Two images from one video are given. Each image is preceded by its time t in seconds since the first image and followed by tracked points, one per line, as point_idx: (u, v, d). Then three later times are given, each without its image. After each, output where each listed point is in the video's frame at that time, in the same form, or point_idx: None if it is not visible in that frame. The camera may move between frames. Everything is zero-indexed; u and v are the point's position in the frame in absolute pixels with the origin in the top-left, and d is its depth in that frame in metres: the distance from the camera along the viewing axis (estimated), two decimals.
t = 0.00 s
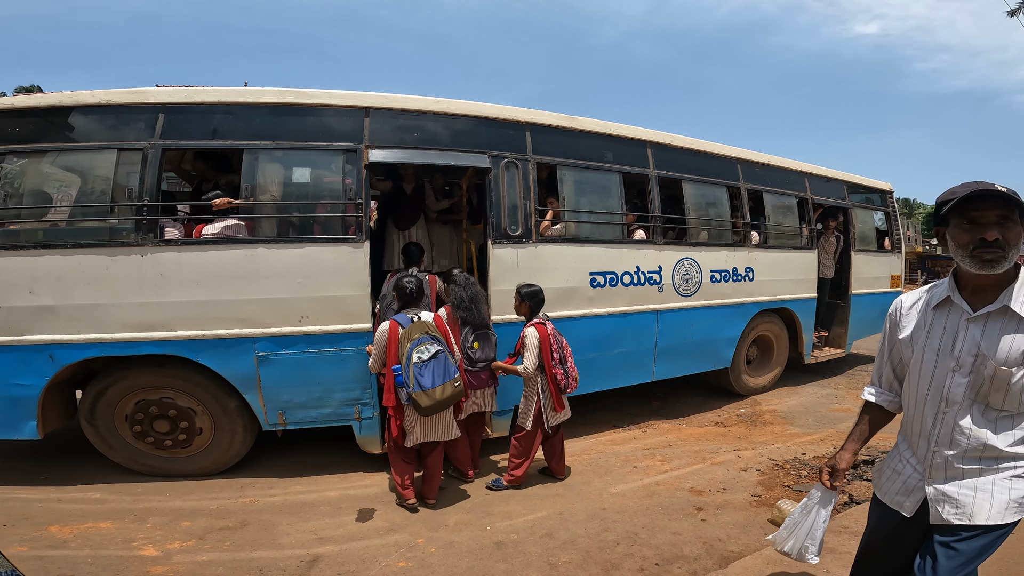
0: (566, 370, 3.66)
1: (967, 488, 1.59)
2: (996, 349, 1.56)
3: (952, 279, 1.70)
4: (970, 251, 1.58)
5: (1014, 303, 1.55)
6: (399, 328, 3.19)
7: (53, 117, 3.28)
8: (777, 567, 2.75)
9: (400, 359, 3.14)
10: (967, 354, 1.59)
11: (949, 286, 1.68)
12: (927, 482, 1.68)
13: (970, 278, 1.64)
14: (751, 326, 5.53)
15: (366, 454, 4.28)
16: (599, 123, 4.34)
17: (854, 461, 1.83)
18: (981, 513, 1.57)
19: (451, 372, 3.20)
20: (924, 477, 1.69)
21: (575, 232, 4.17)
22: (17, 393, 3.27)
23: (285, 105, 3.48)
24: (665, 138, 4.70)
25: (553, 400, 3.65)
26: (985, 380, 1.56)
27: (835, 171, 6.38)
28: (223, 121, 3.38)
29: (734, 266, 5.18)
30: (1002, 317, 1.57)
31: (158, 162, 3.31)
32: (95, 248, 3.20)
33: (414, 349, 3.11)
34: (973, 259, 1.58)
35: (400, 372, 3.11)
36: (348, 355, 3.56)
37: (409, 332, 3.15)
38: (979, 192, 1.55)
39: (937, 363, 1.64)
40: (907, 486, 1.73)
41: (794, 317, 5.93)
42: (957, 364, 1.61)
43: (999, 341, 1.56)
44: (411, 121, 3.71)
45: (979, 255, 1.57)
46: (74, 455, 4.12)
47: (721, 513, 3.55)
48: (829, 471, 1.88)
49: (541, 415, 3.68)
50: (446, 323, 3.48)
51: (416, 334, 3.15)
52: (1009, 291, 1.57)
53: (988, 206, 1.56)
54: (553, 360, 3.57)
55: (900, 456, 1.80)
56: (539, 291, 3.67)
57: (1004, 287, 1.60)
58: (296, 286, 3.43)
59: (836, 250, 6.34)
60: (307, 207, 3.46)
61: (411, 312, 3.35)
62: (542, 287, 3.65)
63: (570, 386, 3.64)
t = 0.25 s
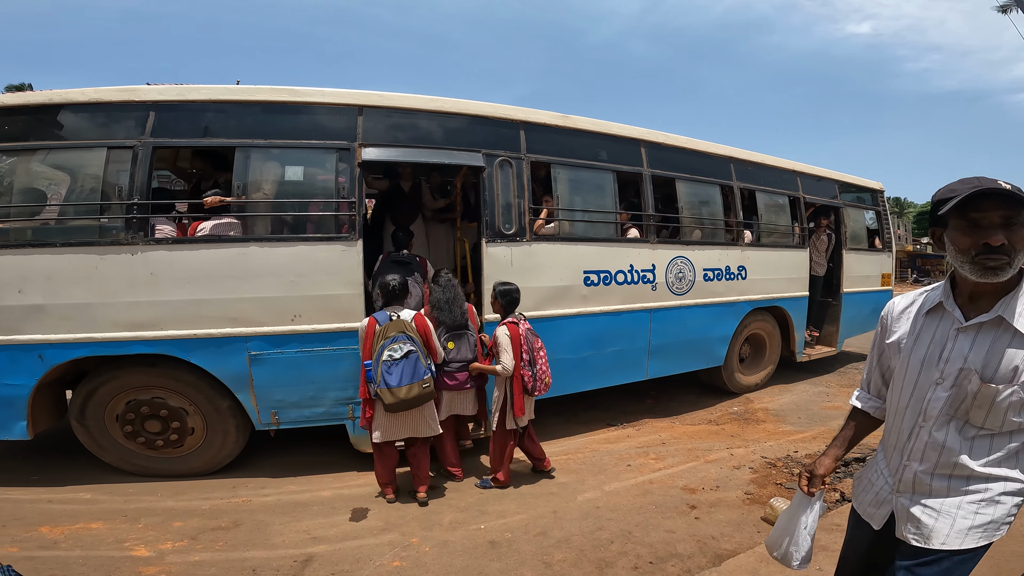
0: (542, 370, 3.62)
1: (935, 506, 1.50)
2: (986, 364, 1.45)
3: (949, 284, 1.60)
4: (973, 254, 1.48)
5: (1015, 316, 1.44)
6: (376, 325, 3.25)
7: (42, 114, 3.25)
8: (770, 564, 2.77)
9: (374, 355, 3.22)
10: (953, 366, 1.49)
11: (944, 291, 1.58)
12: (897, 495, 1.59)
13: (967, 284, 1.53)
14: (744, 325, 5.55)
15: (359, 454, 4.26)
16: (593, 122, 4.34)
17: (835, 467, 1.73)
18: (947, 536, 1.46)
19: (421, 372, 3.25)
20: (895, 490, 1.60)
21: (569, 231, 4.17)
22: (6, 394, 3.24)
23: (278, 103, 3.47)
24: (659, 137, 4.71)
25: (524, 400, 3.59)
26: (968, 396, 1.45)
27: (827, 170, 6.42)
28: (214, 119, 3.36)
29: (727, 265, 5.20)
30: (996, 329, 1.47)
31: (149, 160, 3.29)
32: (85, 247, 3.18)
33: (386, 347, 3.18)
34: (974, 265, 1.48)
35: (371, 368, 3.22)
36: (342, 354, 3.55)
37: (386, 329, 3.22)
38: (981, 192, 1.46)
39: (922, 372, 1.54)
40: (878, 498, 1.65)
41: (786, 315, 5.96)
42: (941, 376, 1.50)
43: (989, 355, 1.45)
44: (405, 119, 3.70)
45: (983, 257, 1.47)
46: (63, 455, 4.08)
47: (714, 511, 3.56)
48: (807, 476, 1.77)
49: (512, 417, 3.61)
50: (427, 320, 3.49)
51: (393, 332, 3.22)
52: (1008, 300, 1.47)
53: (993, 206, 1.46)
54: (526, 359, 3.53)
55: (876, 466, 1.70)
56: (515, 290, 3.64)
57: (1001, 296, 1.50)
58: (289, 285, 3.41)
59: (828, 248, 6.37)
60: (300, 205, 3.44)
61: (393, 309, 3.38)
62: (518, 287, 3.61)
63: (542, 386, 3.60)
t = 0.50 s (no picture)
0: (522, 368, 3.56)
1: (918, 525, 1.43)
2: (996, 393, 1.34)
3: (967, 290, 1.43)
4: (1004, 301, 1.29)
5: None
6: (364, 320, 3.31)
7: (30, 113, 3.22)
8: (762, 562, 2.78)
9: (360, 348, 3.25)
10: (960, 391, 1.36)
11: (960, 304, 1.41)
12: (881, 510, 1.51)
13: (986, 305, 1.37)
14: (736, 323, 5.57)
15: (351, 453, 4.25)
16: (586, 120, 4.34)
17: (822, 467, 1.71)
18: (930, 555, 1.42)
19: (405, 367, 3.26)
20: (877, 502, 1.52)
21: (562, 229, 4.17)
22: None
23: (269, 101, 3.45)
24: (651, 136, 4.72)
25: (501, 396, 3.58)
26: (972, 426, 1.35)
27: (818, 169, 6.45)
28: (204, 117, 3.34)
29: (719, 264, 5.22)
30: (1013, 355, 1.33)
31: (138, 159, 3.27)
32: (73, 246, 3.15)
33: (372, 342, 3.20)
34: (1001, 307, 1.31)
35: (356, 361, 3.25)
36: (335, 354, 3.54)
37: (374, 324, 3.26)
38: None
39: (925, 391, 1.42)
40: (865, 506, 1.57)
41: (778, 314, 5.99)
42: (943, 402, 1.39)
43: (999, 384, 1.34)
44: (397, 117, 3.68)
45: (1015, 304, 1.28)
46: (52, 456, 4.05)
47: (708, 509, 3.57)
48: (796, 477, 1.76)
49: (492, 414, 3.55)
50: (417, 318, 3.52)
51: (380, 328, 3.26)
52: None
53: None
54: (504, 356, 3.50)
55: (862, 471, 1.62)
56: (497, 290, 3.64)
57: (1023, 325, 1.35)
58: (281, 284, 3.40)
59: (819, 247, 6.40)
60: (292, 204, 3.43)
61: (383, 306, 3.43)
62: (500, 287, 3.62)
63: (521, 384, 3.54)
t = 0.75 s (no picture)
0: (502, 368, 3.52)
1: (909, 537, 1.37)
2: (1008, 425, 1.25)
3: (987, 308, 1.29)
4: None
5: None
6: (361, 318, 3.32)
7: (15, 111, 3.18)
8: (753, 560, 2.80)
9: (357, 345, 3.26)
10: (968, 417, 1.27)
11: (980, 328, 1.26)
12: (871, 513, 1.47)
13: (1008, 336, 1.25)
14: (726, 322, 5.60)
15: (342, 454, 4.22)
16: (578, 120, 4.35)
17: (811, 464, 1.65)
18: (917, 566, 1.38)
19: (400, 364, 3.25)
20: (865, 506, 1.48)
21: (554, 229, 4.17)
22: None
23: (259, 101, 3.43)
24: (643, 136, 4.73)
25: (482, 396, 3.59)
26: (979, 455, 1.27)
27: (807, 169, 6.49)
28: (193, 116, 3.32)
29: (710, 263, 5.24)
30: None
31: (124, 158, 3.24)
32: (59, 246, 3.12)
33: (368, 339, 3.20)
34: None
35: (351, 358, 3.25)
36: (325, 354, 3.52)
37: (370, 322, 3.27)
38: None
39: (930, 412, 1.32)
40: (853, 504, 1.53)
41: (768, 313, 6.02)
42: (948, 428, 1.30)
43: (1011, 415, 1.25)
44: (389, 117, 3.67)
45: None
46: (38, 459, 4.00)
47: (700, 508, 3.58)
48: (783, 474, 1.70)
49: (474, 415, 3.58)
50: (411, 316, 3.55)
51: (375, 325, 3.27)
52: None
53: None
54: (483, 357, 3.49)
55: (852, 471, 1.57)
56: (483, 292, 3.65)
57: None
58: (270, 284, 3.38)
59: (807, 245, 6.46)
60: (282, 204, 3.41)
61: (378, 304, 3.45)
62: (485, 288, 3.64)
63: (501, 386, 3.50)
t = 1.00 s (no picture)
0: (484, 369, 3.50)
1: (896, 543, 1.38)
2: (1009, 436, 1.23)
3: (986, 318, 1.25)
4: None
5: None
6: (354, 314, 3.38)
7: None
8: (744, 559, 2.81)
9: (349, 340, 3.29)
10: (967, 429, 1.25)
11: (978, 337, 1.24)
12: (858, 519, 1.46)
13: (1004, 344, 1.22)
14: (716, 322, 5.63)
15: (333, 456, 4.20)
16: (568, 121, 4.35)
17: (794, 472, 1.61)
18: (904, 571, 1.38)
19: (391, 359, 3.27)
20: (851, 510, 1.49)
21: (544, 230, 4.17)
22: None
23: (247, 101, 3.40)
24: (632, 137, 4.74)
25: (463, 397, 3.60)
26: (978, 466, 1.25)
27: (795, 170, 6.54)
28: (180, 117, 3.29)
29: (699, 264, 5.26)
30: None
31: (109, 159, 3.20)
32: (41, 248, 3.08)
33: (362, 332, 3.24)
34: None
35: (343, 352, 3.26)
36: (315, 356, 3.50)
37: (363, 318, 3.31)
38: None
39: (925, 422, 1.30)
40: (837, 509, 1.54)
41: (757, 313, 6.06)
42: (946, 438, 1.28)
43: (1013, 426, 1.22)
44: (378, 117, 3.66)
45: None
46: (22, 463, 3.94)
47: (691, 508, 3.59)
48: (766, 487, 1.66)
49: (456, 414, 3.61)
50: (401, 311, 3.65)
51: (369, 321, 3.30)
52: None
53: None
54: (464, 358, 3.49)
55: (835, 475, 1.58)
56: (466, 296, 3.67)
57: None
58: (258, 286, 3.35)
59: (794, 245, 6.51)
60: (270, 205, 3.39)
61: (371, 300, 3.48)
62: (470, 289, 3.64)
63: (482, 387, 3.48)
